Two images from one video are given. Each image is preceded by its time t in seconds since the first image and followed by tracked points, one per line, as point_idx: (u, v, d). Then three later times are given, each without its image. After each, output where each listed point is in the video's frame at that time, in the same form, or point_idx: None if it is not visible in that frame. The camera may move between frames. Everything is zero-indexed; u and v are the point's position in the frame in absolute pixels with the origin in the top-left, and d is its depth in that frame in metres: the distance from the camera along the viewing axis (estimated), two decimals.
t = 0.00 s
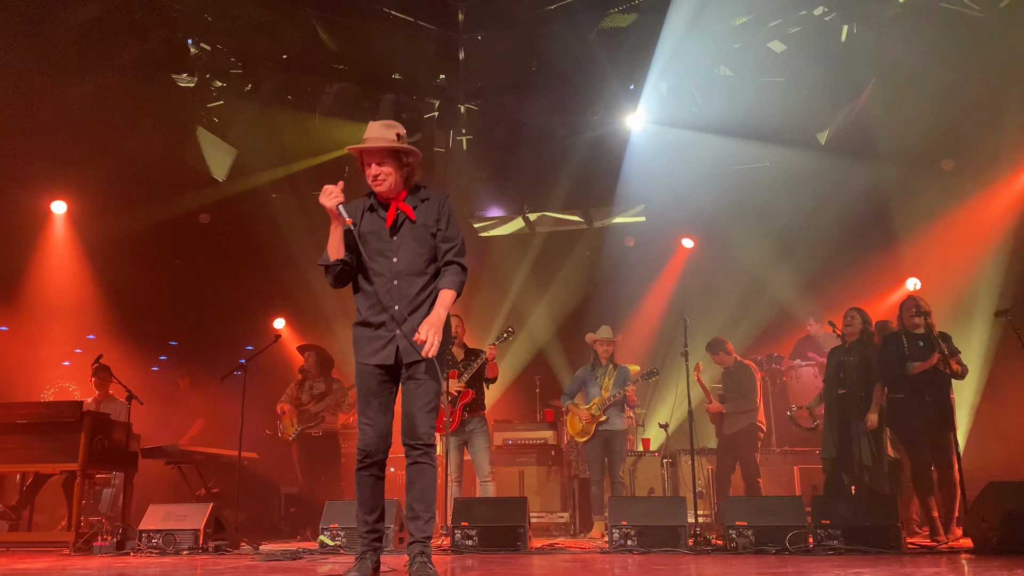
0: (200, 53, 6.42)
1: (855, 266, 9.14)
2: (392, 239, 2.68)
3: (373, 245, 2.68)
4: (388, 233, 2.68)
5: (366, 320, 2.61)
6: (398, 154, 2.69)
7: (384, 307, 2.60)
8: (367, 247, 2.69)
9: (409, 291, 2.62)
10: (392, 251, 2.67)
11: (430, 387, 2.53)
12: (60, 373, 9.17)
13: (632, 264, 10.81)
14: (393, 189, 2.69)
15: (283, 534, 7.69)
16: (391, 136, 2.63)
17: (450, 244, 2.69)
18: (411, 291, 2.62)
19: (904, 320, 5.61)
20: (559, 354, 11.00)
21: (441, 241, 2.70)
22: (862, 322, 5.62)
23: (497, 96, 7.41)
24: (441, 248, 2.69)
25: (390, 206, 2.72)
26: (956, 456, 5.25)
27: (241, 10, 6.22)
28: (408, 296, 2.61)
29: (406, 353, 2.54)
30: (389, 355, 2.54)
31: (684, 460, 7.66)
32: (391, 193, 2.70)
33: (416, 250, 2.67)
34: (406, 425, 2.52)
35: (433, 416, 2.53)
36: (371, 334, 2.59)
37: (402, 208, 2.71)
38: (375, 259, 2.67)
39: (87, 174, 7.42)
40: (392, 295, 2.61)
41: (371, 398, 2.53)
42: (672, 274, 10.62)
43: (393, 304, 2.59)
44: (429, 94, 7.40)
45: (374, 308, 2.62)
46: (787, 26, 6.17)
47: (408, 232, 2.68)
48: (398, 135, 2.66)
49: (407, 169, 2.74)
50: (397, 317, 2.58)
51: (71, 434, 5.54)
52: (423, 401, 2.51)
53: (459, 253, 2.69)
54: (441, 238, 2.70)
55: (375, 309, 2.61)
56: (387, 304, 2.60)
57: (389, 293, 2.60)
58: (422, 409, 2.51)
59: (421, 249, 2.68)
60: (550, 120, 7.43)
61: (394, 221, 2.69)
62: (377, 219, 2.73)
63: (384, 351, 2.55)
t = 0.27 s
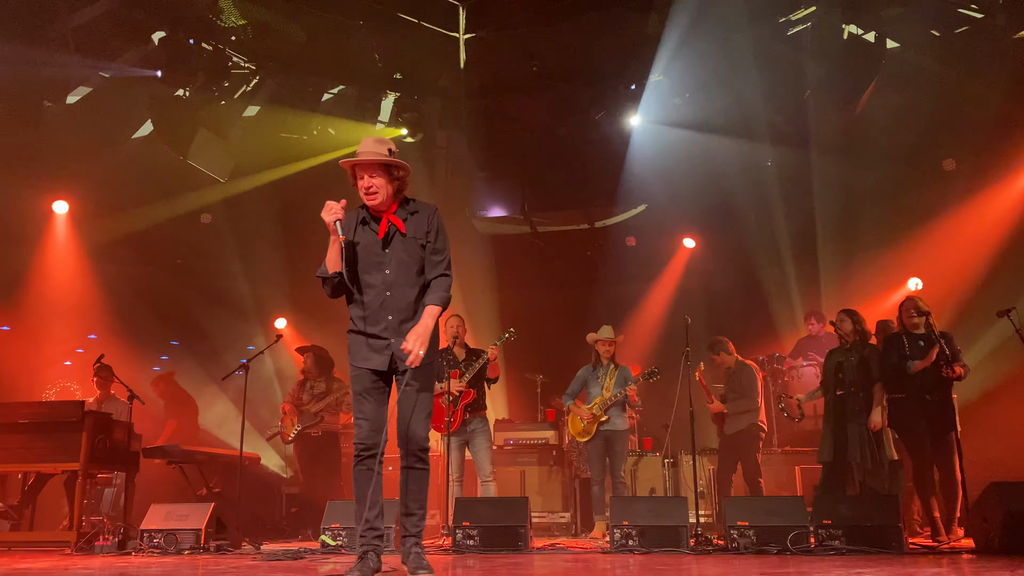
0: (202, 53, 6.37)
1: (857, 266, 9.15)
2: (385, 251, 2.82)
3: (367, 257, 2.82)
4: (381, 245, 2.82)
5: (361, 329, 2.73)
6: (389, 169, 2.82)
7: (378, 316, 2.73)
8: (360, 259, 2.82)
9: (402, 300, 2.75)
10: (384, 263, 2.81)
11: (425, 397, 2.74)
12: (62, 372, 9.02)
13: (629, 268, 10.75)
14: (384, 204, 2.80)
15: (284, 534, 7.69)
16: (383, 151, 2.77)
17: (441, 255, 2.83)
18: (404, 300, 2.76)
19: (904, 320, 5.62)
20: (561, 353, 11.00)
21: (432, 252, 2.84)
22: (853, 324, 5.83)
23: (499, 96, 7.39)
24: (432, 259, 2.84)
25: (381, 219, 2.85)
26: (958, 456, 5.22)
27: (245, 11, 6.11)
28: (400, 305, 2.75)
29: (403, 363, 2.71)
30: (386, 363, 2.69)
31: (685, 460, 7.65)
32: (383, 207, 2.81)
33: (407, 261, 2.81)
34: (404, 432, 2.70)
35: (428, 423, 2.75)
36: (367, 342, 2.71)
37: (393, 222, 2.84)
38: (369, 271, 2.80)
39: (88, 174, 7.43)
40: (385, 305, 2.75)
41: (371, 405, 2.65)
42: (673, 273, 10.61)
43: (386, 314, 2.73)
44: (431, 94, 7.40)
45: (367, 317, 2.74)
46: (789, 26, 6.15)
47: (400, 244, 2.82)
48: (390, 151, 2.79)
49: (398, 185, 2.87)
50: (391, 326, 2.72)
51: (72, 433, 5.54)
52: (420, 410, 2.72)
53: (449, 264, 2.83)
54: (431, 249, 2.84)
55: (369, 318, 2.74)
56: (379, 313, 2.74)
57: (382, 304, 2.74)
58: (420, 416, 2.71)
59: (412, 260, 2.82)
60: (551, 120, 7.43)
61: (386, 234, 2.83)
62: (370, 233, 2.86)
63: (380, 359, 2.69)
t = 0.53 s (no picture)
0: (203, 54, 6.41)
1: (858, 267, 9.17)
2: (388, 266, 3.15)
3: (372, 272, 3.17)
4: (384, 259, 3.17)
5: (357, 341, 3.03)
6: (397, 188, 3.16)
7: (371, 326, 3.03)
8: (366, 272, 3.19)
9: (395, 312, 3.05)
10: (386, 276, 3.13)
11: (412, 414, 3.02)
12: (65, 372, 9.24)
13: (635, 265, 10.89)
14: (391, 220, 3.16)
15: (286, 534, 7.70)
16: (392, 172, 3.10)
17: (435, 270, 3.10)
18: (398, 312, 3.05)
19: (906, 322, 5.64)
20: (562, 354, 11.01)
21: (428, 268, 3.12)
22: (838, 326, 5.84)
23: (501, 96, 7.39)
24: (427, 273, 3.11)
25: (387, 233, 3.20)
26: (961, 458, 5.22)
27: (246, 10, 6.28)
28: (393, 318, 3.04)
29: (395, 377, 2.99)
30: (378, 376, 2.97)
31: (687, 461, 7.66)
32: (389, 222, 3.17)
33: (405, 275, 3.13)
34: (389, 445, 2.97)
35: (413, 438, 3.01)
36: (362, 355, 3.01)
37: (397, 237, 3.18)
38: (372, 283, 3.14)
39: (91, 174, 7.44)
40: (380, 316, 3.05)
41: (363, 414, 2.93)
42: (675, 274, 10.62)
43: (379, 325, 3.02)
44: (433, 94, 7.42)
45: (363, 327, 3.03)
46: (791, 26, 6.15)
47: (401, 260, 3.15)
48: (399, 172, 3.13)
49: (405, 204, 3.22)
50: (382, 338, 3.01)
51: (75, 433, 5.55)
52: (407, 425, 2.99)
53: (441, 279, 3.07)
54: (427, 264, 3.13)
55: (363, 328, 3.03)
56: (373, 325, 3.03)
57: (378, 314, 3.05)
58: (407, 430, 2.98)
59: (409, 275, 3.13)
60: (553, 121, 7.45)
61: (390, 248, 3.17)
62: (378, 248, 3.22)
63: (371, 370, 2.98)
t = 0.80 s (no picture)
0: (206, 53, 6.34)
1: (858, 268, 9.22)
2: (387, 255, 3.23)
3: (371, 261, 3.25)
4: (385, 249, 3.25)
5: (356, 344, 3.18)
6: (402, 188, 3.31)
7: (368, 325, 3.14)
8: (366, 261, 3.28)
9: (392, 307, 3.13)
10: (386, 266, 3.21)
11: (411, 410, 3.04)
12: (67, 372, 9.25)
13: (631, 270, 10.76)
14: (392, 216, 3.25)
15: (287, 534, 7.70)
16: (398, 173, 3.29)
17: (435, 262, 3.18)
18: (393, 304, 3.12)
19: (908, 322, 5.66)
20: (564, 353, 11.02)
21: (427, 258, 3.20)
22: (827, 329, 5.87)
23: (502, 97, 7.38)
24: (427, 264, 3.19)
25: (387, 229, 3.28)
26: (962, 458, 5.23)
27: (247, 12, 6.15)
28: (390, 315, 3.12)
29: (386, 377, 3.08)
30: (373, 379, 3.10)
31: (688, 461, 7.66)
32: (390, 219, 3.26)
33: (404, 265, 3.19)
34: (389, 440, 3.01)
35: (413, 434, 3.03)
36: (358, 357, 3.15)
37: (397, 231, 3.27)
38: (370, 272, 3.23)
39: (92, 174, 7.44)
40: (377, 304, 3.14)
41: (357, 414, 3.08)
42: (678, 273, 10.58)
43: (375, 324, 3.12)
44: (434, 95, 7.42)
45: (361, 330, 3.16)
46: (793, 26, 6.15)
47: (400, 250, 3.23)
48: (404, 175, 3.31)
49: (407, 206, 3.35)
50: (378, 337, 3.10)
51: (76, 434, 5.55)
52: (405, 421, 3.03)
53: (442, 271, 3.15)
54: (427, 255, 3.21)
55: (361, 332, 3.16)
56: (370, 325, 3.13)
57: (376, 303, 3.13)
58: (404, 427, 3.03)
59: (409, 265, 3.20)
60: (555, 121, 7.45)
61: (390, 239, 3.26)
62: (378, 239, 3.31)
63: (363, 373, 3.11)
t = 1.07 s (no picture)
0: (209, 54, 6.48)
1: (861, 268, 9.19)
2: (377, 248, 3.31)
3: (358, 251, 3.35)
4: (375, 242, 3.33)
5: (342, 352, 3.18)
6: (398, 193, 3.47)
7: (355, 327, 3.17)
8: (354, 251, 3.37)
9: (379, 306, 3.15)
10: (375, 258, 3.28)
11: (403, 408, 3.03)
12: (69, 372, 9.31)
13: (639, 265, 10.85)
14: (384, 214, 3.38)
15: (289, 534, 7.70)
16: (400, 183, 3.50)
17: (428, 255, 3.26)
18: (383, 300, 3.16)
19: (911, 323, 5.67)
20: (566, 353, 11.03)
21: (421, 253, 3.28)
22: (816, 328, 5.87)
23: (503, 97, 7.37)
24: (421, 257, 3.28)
25: (376, 224, 3.38)
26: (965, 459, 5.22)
27: (248, 11, 6.26)
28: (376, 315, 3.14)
29: (374, 378, 3.09)
30: (361, 385, 3.12)
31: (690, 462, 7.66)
32: (382, 217, 3.39)
33: (394, 260, 3.25)
34: (384, 441, 3.02)
35: (407, 432, 3.02)
36: (345, 365, 3.15)
37: (387, 227, 3.35)
38: (359, 263, 3.30)
39: (94, 175, 7.45)
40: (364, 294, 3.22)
41: (349, 422, 3.11)
42: (680, 273, 10.67)
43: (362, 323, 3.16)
44: (436, 95, 7.42)
45: (347, 336, 3.19)
46: (794, 26, 6.17)
47: (392, 244, 3.30)
48: (405, 185, 3.51)
49: (403, 211, 3.47)
50: (365, 336, 3.12)
51: (79, 434, 5.55)
52: (397, 421, 3.02)
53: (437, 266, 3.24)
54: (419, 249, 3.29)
55: (347, 339, 3.18)
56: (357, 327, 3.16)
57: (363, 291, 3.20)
58: (397, 426, 3.01)
59: (403, 260, 3.26)
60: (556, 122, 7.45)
61: (379, 233, 3.34)
62: (368, 234, 3.40)
63: (353, 376, 3.13)
